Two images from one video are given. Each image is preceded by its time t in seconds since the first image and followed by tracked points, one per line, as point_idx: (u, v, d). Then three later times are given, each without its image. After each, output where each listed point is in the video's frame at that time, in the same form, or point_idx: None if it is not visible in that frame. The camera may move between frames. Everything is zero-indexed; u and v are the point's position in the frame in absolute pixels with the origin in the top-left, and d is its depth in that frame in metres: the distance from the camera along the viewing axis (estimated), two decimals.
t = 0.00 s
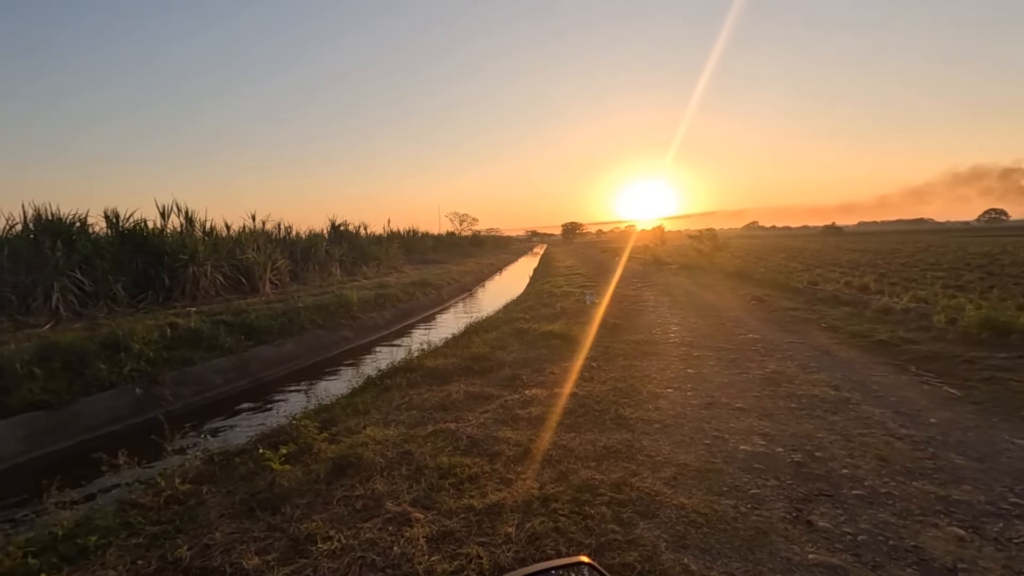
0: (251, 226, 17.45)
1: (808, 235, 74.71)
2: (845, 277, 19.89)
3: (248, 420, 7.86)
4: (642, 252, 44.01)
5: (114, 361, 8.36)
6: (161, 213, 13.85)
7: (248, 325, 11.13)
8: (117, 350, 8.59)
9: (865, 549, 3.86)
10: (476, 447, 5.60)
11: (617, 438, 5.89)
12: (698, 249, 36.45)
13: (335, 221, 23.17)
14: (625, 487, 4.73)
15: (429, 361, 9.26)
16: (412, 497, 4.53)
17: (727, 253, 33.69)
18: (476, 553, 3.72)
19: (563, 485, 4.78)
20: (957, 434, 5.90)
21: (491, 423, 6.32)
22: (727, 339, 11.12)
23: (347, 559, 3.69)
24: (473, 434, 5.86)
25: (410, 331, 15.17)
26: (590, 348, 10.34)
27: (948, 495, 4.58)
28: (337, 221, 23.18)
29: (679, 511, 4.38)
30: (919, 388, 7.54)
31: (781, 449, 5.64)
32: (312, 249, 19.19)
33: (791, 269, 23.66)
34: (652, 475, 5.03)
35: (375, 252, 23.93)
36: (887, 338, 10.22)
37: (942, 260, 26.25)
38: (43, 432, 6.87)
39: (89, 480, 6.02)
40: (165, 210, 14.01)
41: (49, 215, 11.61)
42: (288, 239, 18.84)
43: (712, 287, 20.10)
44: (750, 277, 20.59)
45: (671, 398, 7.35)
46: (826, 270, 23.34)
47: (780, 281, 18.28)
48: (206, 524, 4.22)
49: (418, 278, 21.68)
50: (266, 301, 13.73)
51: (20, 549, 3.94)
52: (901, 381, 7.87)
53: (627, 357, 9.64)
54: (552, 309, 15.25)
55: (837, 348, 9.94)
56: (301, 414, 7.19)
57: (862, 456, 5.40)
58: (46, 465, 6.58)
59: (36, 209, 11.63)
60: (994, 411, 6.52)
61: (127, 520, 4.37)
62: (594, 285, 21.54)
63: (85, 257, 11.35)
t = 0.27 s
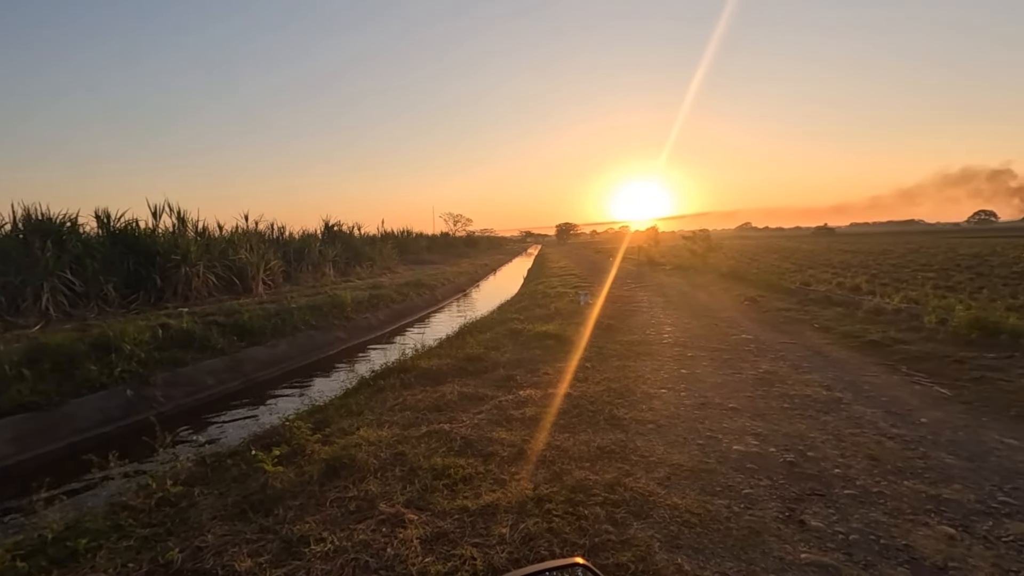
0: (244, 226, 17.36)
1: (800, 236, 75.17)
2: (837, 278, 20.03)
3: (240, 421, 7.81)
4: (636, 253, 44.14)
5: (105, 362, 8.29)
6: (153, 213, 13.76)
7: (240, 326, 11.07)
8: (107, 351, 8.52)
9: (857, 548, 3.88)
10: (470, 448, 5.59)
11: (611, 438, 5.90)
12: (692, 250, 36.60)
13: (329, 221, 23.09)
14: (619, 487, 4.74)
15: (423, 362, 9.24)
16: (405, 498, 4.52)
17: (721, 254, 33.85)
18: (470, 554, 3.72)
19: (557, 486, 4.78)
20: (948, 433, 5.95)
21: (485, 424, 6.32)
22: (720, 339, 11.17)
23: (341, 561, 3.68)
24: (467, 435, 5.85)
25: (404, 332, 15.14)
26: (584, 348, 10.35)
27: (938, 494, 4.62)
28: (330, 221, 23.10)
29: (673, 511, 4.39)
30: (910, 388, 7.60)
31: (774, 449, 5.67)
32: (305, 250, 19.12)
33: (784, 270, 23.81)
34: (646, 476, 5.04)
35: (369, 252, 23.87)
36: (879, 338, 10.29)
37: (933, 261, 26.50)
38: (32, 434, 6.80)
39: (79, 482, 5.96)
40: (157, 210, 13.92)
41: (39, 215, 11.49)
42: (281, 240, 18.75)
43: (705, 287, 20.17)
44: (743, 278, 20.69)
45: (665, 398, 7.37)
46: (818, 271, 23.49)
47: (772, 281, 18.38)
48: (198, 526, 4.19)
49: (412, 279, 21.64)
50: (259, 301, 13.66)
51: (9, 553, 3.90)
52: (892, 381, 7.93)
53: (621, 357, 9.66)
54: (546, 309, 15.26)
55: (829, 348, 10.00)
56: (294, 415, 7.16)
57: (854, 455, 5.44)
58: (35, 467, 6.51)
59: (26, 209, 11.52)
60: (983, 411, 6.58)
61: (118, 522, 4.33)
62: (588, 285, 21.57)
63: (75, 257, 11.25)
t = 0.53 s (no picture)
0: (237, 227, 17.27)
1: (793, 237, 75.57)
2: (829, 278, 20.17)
3: (233, 422, 7.76)
4: (630, 254, 44.26)
5: (96, 363, 8.22)
6: (145, 213, 13.66)
7: (233, 327, 11.01)
8: (99, 352, 8.44)
9: (849, 547, 3.91)
10: (464, 449, 5.59)
11: (606, 438, 5.91)
12: (686, 250, 36.73)
13: (323, 221, 23.01)
14: (613, 488, 4.75)
15: (417, 363, 9.22)
16: (400, 500, 4.50)
17: (714, 255, 33.99)
18: (465, 555, 3.71)
19: (551, 486, 4.78)
20: (939, 433, 6.00)
21: (479, 424, 6.31)
22: (714, 339, 11.22)
23: (335, 563, 3.66)
24: (461, 436, 5.84)
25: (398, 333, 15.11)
26: (578, 349, 10.37)
27: (929, 493, 4.65)
28: (324, 222, 23.02)
29: (667, 511, 4.40)
30: (902, 388, 7.65)
31: (767, 449, 5.70)
32: (299, 250, 19.04)
33: (777, 270, 23.95)
34: (640, 476, 5.05)
35: (363, 253, 23.81)
36: (871, 339, 10.36)
37: (924, 262, 26.73)
38: (21, 435, 6.73)
39: (70, 484, 5.90)
40: (149, 209, 13.82)
41: (29, 215, 11.39)
42: (274, 240, 18.67)
43: (699, 288, 20.25)
44: (736, 278, 20.78)
45: (659, 398, 7.39)
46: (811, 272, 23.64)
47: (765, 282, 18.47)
48: (190, 528, 4.16)
49: (406, 279, 21.60)
50: (252, 302, 13.59)
51: None
52: (884, 381, 7.98)
53: (615, 358, 9.68)
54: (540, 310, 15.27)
55: (822, 349, 10.06)
56: (287, 416, 7.12)
57: (846, 455, 5.47)
58: (25, 469, 6.44)
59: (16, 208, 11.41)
60: (974, 411, 6.64)
61: (109, 525, 4.30)
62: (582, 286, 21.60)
63: (66, 257, 11.15)
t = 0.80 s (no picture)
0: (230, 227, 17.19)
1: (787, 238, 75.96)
2: (821, 279, 20.26)
3: (226, 424, 7.72)
4: (624, 255, 44.36)
5: (87, 364, 8.16)
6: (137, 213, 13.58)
7: (227, 328, 10.96)
8: (90, 353, 8.38)
9: (842, 546, 3.93)
10: (459, 449, 5.58)
11: (600, 439, 5.92)
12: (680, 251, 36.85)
13: (317, 222, 22.93)
14: (608, 488, 4.76)
15: (412, 363, 9.20)
16: (394, 500, 4.49)
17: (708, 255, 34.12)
18: (459, 556, 3.71)
19: (546, 487, 4.78)
20: (930, 432, 6.04)
21: (474, 425, 6.30)
22: (708, 339, 11.26)
23: (329, 564, 3.65)
24: (456, 436, 5.84)
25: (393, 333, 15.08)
26: (573, 349, 10.38)
27: (921, 492, 4.69)
28: (318, 222, 22.95)
29: (662, 511, 4.41)
30: (894, 388, 7.70)
31: (761, 449, 5.72)
32: (293, 250, 18.98)
33: (770, 271, 24.09)
34: (635, 476, 5.06)
35: (358, 253, 23.74)
36: (863, 339, 10.43)
37: (915, 263, 26.98)
38: (12, 437, 6.67)
39: (61, 486, 5.86)
40: (141, 209, 13.73)
41: (19, 215, 11.29)
42: (268, 241, 18.59)
43: (693, 288, 20.31)
44: (730, 279, 20.87)
45: (654, 399, 7.42)
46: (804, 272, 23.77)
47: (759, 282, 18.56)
48: (183, 530, 4.14)
49: (401, 280, 21.57)
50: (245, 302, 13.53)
51: None
52: (876, 381, 8.04)
53: (609, 358, 9.70)
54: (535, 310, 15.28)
55: (815, 349, 10.12)
56: (281, 417, 7.09)
57: (839, 455, 5.50)
58: (16, 471, 6.38)
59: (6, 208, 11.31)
60: (965, 410, 6.69)
61: (101, 527, 4.27)
62: (577, 286, 21.62)
63: (57, 257, 11.07)
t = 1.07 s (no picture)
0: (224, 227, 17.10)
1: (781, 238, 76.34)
2: (815, 279, 20.37)
3: (220, 425, 7.68)
4: (619, 256, 44.49)
5: (79, 365, 8.10)
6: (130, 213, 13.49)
7: (220, 328, 10.91)
8: (82, 353, 8.32)
9: (835, 545, 3.95)
10: (454, 450, 5.57)
11: (595, 439, 5.93)
12: (675, 251, 36.97)
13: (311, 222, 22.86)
14: (603, 488, 4.76)
15: (407, 364, 9.19)
16: (389, 501, 4.48)
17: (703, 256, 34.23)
18: (454, 557, 3.70)
19: (541, 487, 4.78)
20: (923, 432, 6.08)
21: (470, 425, 6.30)
22: (703, 340, 11.30)
23: (323, 565, 3.64)
24: (451, 437, 5.83)
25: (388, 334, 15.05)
26: (569, 350, 10.39)
27: (914, 492, 4.72)
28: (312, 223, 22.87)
29: (656, 511, 4.42)
30: (887, 388, 7.75)
31: (755, 449, 5.75)
32: (287, 251, 18.91)
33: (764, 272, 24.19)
34: (630, 476, 5.07)
35: (352, 253, 23.67)
36: (857, 339, 10.49)
37: (907, 264, 27.17)
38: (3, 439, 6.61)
39: (53, 488, 5.81)
40: (134, 209, 13.65)
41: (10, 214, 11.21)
42: (262, 241, 18.51)
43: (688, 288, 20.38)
44: (725, 279, 20.95)
45: (649, 399, 7.44)
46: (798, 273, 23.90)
47: (753, 283, 18.64)
48: (176, 532, 4.11)
49: (396, 280, 21.53)
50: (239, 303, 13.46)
51: None
52: (869, 381, 8.08)
53: (604, 359, 9.71)
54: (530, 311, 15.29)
55: (809, 349, 10.17)
56: (276, 418, 7.06)
57: (832, 455, 5.53)
58: (7, 472, 6.33)
59: None
60: (957, 410, 6.74)
61: (93, 529, 4.23)
62: (572, 287, 21.63)
63: (49, 257, 10.99)
